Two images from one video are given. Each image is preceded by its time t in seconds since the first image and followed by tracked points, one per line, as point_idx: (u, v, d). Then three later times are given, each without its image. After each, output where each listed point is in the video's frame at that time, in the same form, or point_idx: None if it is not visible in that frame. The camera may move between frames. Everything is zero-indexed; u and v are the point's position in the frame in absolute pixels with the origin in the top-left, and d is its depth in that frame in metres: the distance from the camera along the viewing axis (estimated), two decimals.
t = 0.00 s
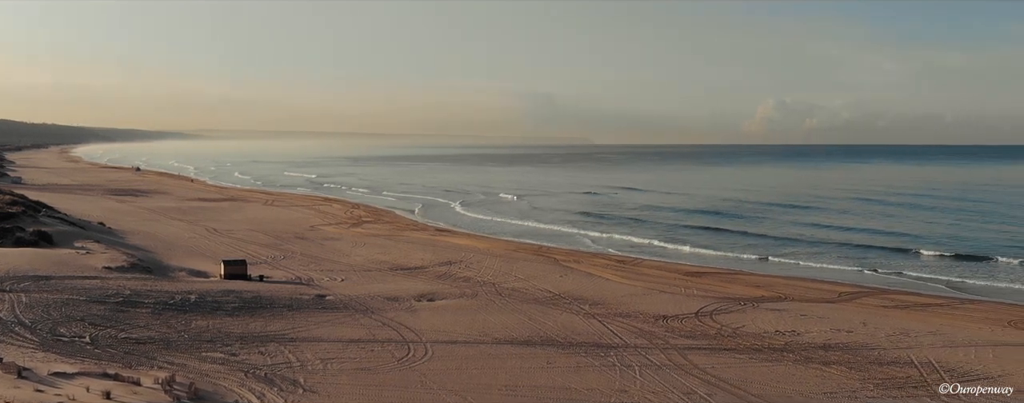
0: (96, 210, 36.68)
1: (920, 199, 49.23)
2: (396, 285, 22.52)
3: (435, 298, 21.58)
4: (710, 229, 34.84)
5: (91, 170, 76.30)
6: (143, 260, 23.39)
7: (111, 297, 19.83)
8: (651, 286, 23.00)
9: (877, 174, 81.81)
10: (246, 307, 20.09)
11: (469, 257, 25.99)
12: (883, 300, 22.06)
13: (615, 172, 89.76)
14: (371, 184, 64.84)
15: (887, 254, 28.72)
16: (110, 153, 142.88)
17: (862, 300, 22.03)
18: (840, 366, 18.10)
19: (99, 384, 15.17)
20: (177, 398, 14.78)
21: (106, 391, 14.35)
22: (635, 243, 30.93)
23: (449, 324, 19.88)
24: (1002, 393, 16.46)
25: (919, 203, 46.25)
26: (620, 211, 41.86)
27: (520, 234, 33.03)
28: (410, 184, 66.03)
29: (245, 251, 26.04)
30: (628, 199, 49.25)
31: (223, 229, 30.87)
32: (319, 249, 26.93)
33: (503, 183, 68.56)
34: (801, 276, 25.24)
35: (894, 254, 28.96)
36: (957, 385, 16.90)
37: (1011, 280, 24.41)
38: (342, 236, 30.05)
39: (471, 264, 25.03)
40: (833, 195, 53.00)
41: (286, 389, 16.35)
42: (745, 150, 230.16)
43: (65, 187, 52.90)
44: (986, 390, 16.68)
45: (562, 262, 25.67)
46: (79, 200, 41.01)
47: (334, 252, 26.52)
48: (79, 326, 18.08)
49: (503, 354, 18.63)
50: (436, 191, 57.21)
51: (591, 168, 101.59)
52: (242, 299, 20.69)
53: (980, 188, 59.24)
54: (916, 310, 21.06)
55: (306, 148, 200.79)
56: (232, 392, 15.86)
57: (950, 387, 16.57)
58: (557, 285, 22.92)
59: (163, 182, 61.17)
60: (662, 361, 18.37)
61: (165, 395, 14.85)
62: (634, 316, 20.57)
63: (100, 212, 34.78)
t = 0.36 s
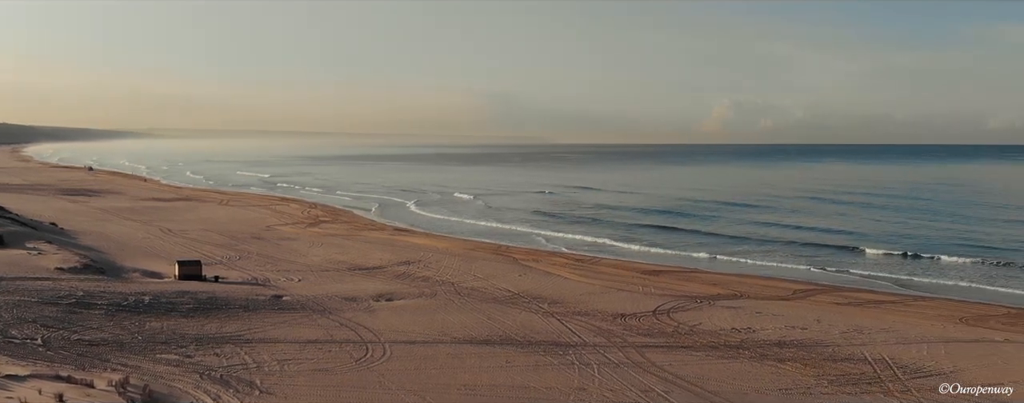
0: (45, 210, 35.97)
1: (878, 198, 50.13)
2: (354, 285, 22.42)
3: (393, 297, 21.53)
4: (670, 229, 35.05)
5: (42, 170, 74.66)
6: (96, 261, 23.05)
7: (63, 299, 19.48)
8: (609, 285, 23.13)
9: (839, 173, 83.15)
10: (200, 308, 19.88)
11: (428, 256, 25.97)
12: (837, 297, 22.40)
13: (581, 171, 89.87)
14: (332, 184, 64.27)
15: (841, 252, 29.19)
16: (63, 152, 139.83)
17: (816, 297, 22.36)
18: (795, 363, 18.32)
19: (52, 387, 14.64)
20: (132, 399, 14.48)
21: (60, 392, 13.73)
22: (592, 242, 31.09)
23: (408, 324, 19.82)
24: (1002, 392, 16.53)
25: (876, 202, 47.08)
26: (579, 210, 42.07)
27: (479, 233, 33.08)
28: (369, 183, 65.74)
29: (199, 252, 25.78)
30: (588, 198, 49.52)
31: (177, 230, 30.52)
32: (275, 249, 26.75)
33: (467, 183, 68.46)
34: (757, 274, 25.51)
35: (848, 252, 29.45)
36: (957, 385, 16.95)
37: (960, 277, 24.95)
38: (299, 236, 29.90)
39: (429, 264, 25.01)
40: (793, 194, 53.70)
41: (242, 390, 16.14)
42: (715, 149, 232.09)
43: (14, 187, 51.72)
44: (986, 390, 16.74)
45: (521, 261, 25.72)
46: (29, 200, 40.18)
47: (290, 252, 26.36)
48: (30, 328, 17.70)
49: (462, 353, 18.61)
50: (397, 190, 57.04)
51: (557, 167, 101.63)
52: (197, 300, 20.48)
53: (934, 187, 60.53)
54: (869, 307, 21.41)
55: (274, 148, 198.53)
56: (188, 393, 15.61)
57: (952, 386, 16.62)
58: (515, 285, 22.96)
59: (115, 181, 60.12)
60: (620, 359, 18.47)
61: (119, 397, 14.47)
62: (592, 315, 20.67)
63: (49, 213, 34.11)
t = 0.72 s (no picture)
0: None
1: (839, 198, 50.84)
2: (315, 286, 22.32)
3: (353, 298, 21.46)
4: (632, 229, 35.26)
5: None
6: (51, 262, 22.72)
7: (18, 300, 19.16)
8: (571, 284, 23.20)
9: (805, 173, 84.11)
10: (158, 309, 19.69)
11: (389, 256, 25.93)
12: (795, 295, 22.65)
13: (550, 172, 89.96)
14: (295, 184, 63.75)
15: (801, 251, 29.54)
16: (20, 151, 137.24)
17: (775, 295, 22.62)
18: (754, 360, 18.49)
19: (7, 389, 14.03)
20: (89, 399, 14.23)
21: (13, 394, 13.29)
22: (553, 242, 31.25)
23: (369, 324, 19.74)
24: (1002, 392, 16.47)
25: (838, 201, 47.73)
26: (543, 210, 42.25)
27: (441, 233, 33.15)
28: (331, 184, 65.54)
29: (156, 252, 25.54)
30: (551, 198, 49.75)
31: (135, 230, 30.21)
32: (234, 249, 26.59)
33: (434, 183, 68.34)
34: (717, 272, 25.76)
35: (808, 250, 29.80)
36: (957, 385, 16.96)
37: (916, 275, 25.36)
38: (259, 236, 29.76)
39: (391, 264, 24.98)
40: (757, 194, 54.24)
41: (201, 392, 15.95)
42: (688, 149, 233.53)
43: None
44: (986, 390, 16.70)
45: (483, 261, 25.77)
46: None
47: (250, 253, 26.21)
48: None
49: (424, 353, 18.55)
50: (359, 191, 56.90)
51: (522, 167, 101.77)
52: (155, 301, 20.28)
53: (893, 187, 61.54)
54: (827, 305, 21.68)
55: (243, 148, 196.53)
56: (145, 395, 15.39)
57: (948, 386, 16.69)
58: (477, 284, 22.99)
59: (69, 181, 59.21)
60: (582, 357, 18.52)
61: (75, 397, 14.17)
62: (554, 314, 20.71)
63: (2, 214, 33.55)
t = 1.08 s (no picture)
0: None
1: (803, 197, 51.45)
2: (274, 287, 22.20)
3: (313, 298, 21.36)
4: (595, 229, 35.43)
5: None
6: (5, 263, 22.35)
7: None
8: (532, 283, 23.27)
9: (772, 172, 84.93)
10: (114, 311, 19.46)
11: (349, 256, 25.88)
12: (754, 293, 22.87)
13: (516, 171, 90.16)
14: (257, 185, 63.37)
15: (761, 249, 29.89)
16: None
17: (734, 293, 22.85)
18: (714, 358, 18.63)
19: None
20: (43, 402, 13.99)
21: None
22: (512, 242, 31.40)
23: (329, 324, 19.64)
24: (1001, 392, 16.55)
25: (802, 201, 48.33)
26: (506, 210, 42.44)
27: (401, 233, 33.24)
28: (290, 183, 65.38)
29: (112, 253, 25.28)
30: (513, 198, 50.01)
31: (91, 231, 29.85)
32: (192, 250, 26.42)
33: (400, 183, 68.14)
34: (677, 271, 25.95)
35: (768, 249, 30.16)
36: (957, 385, 16.98)
37: (874, 273, 25.74)
38: (217, 236, 29.62)
39: (351, 264, 24.93)
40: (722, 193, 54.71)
41: (159, 394, 15.76)
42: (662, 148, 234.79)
43: None
44: (986, 390, 16.76)
45: (445, 261, 25.81)
46: None
47: (208, 253, 26.05)
48: None
49: (385, 353, 18.48)
50: (315, 191, 56.74)
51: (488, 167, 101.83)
52: (112, 303, 20.05)
53: (854, 186, 62.45)
54: (785, 302, 21.93)
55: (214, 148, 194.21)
56: (101, 398, 15.18)
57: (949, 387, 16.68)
58: (438, 284, 22.99)
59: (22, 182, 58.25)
60: (543, 357, 18.55)
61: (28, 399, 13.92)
62: (515, 313, 20.75)
63: None
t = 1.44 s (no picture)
0: None
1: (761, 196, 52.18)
2: (229, 287, 22.06)
3: (268, 299, 21.24)
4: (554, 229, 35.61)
5: None
6: None
7: None
8: (490, 283, 23.34)
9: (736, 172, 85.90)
10: (66, 313, 19.21)
11: (305, 257, 25.86)
12: (709, 291, 23.12)
13: (479, 171, 90.25)
14: (209, 184, 62.95)
15: (718, 248, 30.23)
16: None
17: (690, 291, 23.08)
18: (671, 356, 18.77)
19: None
20: None
21: None
22: (469, 242, 31.56)
23: (285, 325, 19.54)
24: (1002, 392, 16.54)
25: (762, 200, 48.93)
26: (464, 209, 42.67)
27: (358, 234, 33.29)
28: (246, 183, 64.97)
29: (62, 254, 24.98)
30: (471, 197, 50.22)
31: (41, 232, 29.46)
32: (144, 251, 26.20)
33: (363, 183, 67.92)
34: (634, 270, 26.15)
35: (724, 248, 30.53)
36: (957, 385, 16.95)
37: (828, 271, 26.11)
38: (171, 236, 29.43)
39: (307, 264, 24.90)
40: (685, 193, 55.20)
41: (112, 397, 15.53)
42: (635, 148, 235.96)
43: None
44: (986, 390, 16.73)
45: (402, 260, 25.88)
46: None
47: (161, 254, 25.86)
48: None
49: (342, 354, 18.38)
50: (267, 191, 56.35)
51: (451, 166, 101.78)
52: (63, 304, 19.77)
53: (813, 186, 63.36)
54: (740, 300, 22.17)
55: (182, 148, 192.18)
56: (52, 400, 14.93)
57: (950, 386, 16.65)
58: (395, 284, 23.00)
59: None
60: (501, 356, 18.55)
61: None
62: (473, 313, 20.78)
63: None
